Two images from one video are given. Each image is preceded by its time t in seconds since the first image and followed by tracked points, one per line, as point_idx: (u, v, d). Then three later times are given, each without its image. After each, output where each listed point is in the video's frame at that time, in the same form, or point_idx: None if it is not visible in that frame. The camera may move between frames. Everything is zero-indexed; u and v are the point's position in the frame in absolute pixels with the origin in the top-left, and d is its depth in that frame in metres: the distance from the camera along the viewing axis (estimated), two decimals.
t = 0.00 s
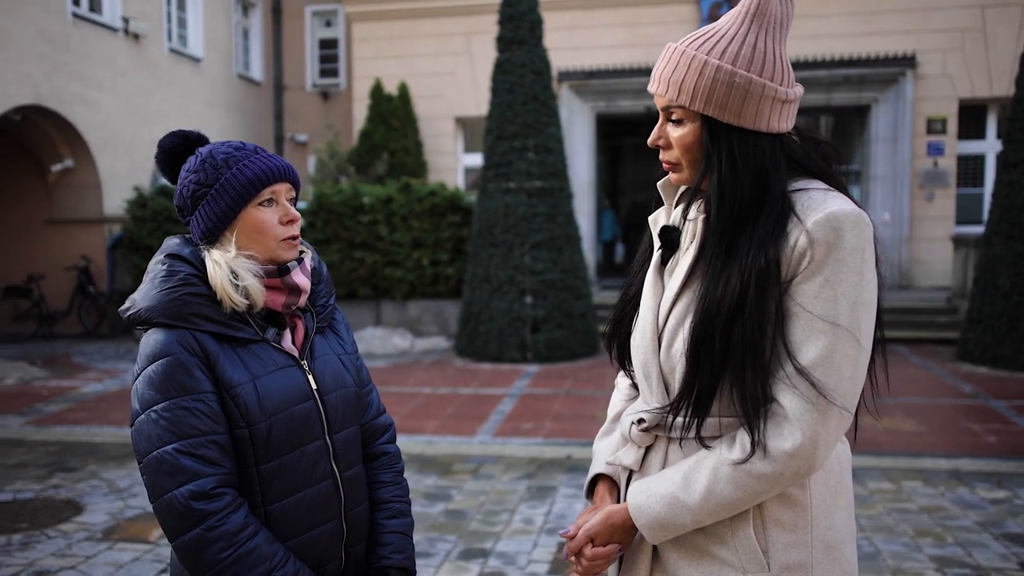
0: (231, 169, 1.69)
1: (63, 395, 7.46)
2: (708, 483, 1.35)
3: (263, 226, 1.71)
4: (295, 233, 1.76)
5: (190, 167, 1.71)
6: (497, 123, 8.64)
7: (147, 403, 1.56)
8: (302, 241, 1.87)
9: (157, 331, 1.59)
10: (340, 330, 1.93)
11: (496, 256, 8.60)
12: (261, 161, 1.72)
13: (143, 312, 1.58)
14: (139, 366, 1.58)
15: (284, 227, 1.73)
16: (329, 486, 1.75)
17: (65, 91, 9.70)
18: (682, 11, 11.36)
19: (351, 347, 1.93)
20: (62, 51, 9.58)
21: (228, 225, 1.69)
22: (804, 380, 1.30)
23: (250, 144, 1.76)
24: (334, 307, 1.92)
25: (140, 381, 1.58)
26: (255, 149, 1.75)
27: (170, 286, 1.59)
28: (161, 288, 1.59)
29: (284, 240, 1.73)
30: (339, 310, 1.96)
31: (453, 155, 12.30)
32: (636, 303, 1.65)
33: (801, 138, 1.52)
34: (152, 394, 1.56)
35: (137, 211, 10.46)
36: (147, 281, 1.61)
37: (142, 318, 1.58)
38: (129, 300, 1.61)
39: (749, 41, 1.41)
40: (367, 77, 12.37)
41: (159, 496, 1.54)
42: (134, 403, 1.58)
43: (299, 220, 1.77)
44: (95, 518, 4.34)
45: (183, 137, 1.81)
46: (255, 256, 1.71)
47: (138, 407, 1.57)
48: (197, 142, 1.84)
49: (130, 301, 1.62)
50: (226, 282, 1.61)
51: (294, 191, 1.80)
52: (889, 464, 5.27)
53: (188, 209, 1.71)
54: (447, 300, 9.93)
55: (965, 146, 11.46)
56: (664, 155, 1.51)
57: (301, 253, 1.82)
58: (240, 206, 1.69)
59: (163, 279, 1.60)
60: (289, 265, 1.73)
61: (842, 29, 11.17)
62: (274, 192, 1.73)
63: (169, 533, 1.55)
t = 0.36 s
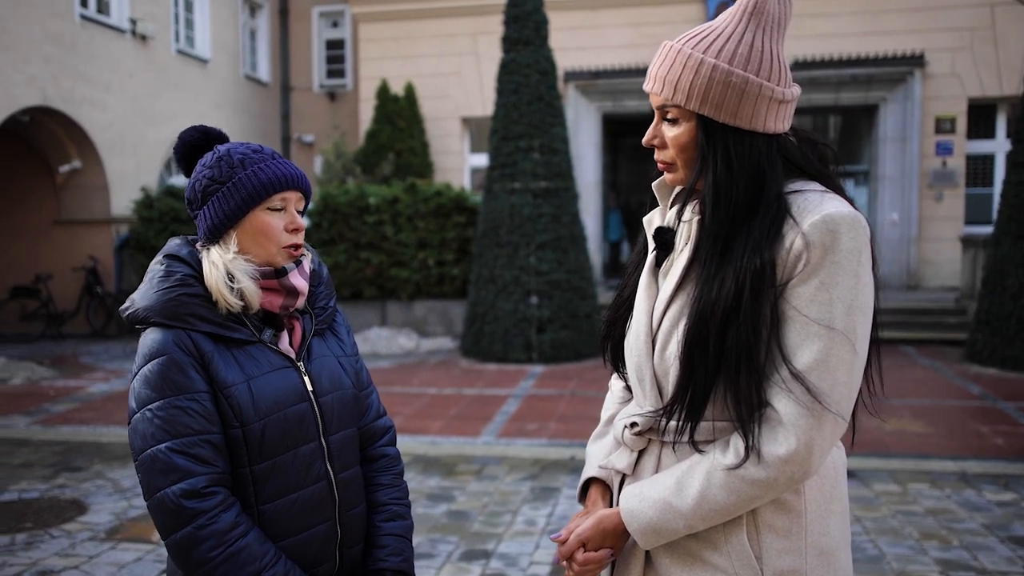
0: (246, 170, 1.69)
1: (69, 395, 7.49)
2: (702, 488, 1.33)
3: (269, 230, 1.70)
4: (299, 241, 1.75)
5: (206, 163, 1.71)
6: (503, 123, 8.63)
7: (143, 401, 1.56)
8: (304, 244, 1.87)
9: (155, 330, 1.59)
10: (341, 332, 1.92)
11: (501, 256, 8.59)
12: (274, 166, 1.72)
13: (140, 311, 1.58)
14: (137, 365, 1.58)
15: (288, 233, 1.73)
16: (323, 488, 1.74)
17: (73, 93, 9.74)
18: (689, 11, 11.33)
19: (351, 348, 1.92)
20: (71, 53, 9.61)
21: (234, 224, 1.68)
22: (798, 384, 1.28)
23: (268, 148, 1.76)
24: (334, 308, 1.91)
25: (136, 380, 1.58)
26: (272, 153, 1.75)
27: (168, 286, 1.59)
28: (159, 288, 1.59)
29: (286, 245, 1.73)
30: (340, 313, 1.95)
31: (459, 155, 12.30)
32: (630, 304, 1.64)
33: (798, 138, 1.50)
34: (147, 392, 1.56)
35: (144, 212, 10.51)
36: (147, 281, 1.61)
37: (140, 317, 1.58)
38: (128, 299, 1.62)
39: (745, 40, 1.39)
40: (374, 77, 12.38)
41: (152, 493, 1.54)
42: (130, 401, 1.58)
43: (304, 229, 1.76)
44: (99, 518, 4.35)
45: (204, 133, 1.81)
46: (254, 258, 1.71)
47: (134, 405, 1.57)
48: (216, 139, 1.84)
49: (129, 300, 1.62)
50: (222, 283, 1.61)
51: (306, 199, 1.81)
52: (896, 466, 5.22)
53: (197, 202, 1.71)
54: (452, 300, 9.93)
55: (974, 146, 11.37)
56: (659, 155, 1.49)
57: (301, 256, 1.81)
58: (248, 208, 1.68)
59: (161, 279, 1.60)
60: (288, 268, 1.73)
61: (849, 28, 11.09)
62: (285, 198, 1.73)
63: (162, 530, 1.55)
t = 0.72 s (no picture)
0: (254, 170, 1.69)
1: (79, 394, 7.53)
2: (699, 494, 1.31)
3: (279, 229, 1.69)
4: (311, 239, 1.74)
5: (214, 167, 1.71)
6: (510, 123, 8.62)
7: (151, 397, 1.56)
8: (317, 246, 1.85)
9: (165, 327, 1.59)
10: (352, 335, 1.91)
11: (509, 255, 8.58)
12: (283, 165, 1.71)
13: (152, 308, 1.58)
14: (146, 361, 1.58)
15: (299, 231, 1.72)
16: (327, 490, 1.73)
17: (83, 94, 9.79)
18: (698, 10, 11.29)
19: (361, 352, 1.91)
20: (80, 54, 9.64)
21: (246, 225, 1.68)
22: (797, 390, 1.27)
23: (275, 148, 1.75)
24: (346, 311, 1.90)
25: (145, 376, 1.57)
26: (279, 154, 1.75)
27: (179, 284, 1.59)
28: (171, 285, 1.59)
29: (298, 243, 1.72)
30: (351, 316, 1.94)
31: (468, 155, 12.30)
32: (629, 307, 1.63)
33: (800, 138, 1.48)
34: (155, 389, 1.55)
35: (153, 212, 10.55)
36: (159, 278, 1.61)
37: (151, 314, 1.58)
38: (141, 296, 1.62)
39: (745, 39, 1.37)
40: (382, 77, 12.40)
41: (156, 489, 1.53)
42: (139, 397, 1.58)
43: (315, 226, 1.75)
44: (105, 518, 4.36)
45: (211, 138, 1.81)
46: (267, 258, 1.70)
47: (142, 401, 1.57)
48: (224, 143, 1.84)
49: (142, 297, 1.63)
50: (233, 283, 1.60)
51: (315, 197, 1.80)
52: (906, 468, 5.18)
53: (208, 206, 1.71)
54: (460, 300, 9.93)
55: (986, 145, 11.27)
56: (659, 156, 1.47)
57: (314, 257, 1.79)
58: (257, 208, 1.68)
59: (174, 276, 1.60)
60: (300, 269, 1.71)
61: (859, 27, 11.02)
62: (293, 197, 1.72)
63: (164, 526, 1.54)
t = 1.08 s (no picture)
0: (259, 170, 1.66)
1: (89, 393, 7.58)
2: (697, 499, 1.30)
3: (285, 228, 1.67)
4: (319, 237, 1.72)
5: (220, 167, 1.69)
6: (519, 122, 8.60)
7: (158, 397, 1.55)
8: (325, 246, 1.83)
9: (173, 327, 1.58)
10: (358, 336, 1.89)
11: (518, 255, 8.57)
12: (288, 163, 1.69)
13: (160, 308, 1.57)
14: (153, 361, 1.57)
15: (306, 230, 1.70)
16: (332, 492, 1.72)
17: (93, 94, 9.84)
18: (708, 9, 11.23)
19: (368, 353, 1.90)
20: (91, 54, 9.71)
21: (252, 225, 1.66)
22: (797, 394, 1.25)
23: (280, 147, 1.73)
24: (353, 312, 1.89)
25: (153, 375, 1.56)
26: (285, 152, 1.72)
27: (188, 284, 1.58)
28: (179, 285, 1.58)
29: (305, 242, 1.69)
30: (358, 316, 1.92)
31: (477, 155, 12.30)
32: (629, 308, 1.62)
33: (802, 139, 1.46)
34: (163, 388, 1.54)
35: (163, 211, 10.60)
36: (168, 278, 1.60)
37: (159, 313, 1.58)
38: (150, 295, 1.61)
39: (745, 37, 1.35)
40: (392, 77, 12.41)
41: (161, 489, 1.52)
42: (146, 397, 1.57)
43: (323, 225, 1.73)
44: (113, 518, 4.38)
45: (217, 138, 1.79)
46: (274, 258, 1.68)
47: (150, 401, 1.56)
48: (230, 144, 1.82)
49: (150, 297, 1.62)
50: (242, 284, 1.59)
51: (321, 195, 1.77)
52: (917, 470, 5.14)
53: (215, 208, 1.69)
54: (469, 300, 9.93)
55: (1000, 144, 11.16)
56: (658, 155, 1.46)
57: (323, 258, 1.78)
58: (263, 207, 1.65)
59: (182, 276, 1.60)
60: (308, 270, 1.70)
61: (871, 25, 10.94)
62: (299, 195, 1.70)
63: (169, 527, 1.53)
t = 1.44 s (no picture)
0: (254, 170, 1.65)
1: (99, 392, 7.62)
2: (694, 505, 1.28)
3: (282, 228, 1.66)
4: (317, 237, 1.71)
5: (215, 168, 1.68)
6: (528, 122, 8.58)
7: (156, 399, 1.54)
8: (323, 245, 1.82)
9: (171, 329, 1.57)
10: (357, 335, 1.88)
11: (527, 255, 8.55)
12: (285, 163, 1.68)
13: (158, 309, 1.56)
14: (151, 363, 1.56)
15: (304, 230, 1.69)
16: (332, 493, 1.70)
17: (105, 95, 9.90)
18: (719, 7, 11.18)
19: (367, 353, 1.88)
20: (102, 54, 9.77)
21: (249, 226, 1.65)
22: (795, 398, 1.23)
23: (277, 146, 1.72)
24: (352, 312, 1.88)
25: (151, 377, 1.55)
26: (282, 152, 1.71)
27: (185, 285, 1.58)
28: (176, 287, 1.57)
29: (303, 242, 1.68)
30: (357, 316, 1.91)
31: (487, 155, 12.28)
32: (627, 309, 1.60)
33: (802, 137, 1.44)
34: (161, 391, 1.53)
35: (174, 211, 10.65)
36: (165, 279, 1.59)
37: (157, 316, 1.57)
38: (147, 297, 1.60)
39: (743, 33, 1.33)
40: (402, 76, 12.42)
41: (160, 491, 1.52)
42: (144, 399, 1.56)
43: (321, 224, 1.72)
44: (120, 517, 4.40)
45: (212, 139, 1.78)
46: (272, 259, 1.67)
47: (147, 403, 1.55)
48: (226, 143, 1.81)
49: (148, 298, 1.61)
50: (239, 285, 1.58)
51: (318, 194, 1.76)
52: (928, 472, 5.08)
53: (211, 209, 1.68)
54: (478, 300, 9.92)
55: (1015, 142, 11.05)
56: (656, 154, 1.44)
57: (321, 258, 1.76)
58: (260, 208, 1.64)
59: (179, 278, 1.59)
60: (306, 270, 1.69)
61: (884, 23, 10.85)
62: (296, 195, 1.69)
63: (168, 530, 1.52)
